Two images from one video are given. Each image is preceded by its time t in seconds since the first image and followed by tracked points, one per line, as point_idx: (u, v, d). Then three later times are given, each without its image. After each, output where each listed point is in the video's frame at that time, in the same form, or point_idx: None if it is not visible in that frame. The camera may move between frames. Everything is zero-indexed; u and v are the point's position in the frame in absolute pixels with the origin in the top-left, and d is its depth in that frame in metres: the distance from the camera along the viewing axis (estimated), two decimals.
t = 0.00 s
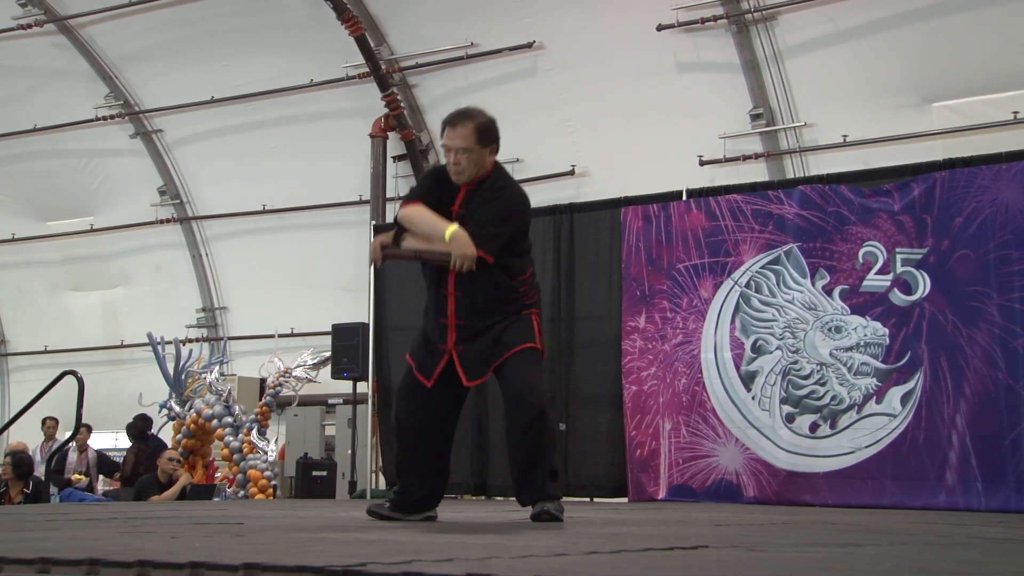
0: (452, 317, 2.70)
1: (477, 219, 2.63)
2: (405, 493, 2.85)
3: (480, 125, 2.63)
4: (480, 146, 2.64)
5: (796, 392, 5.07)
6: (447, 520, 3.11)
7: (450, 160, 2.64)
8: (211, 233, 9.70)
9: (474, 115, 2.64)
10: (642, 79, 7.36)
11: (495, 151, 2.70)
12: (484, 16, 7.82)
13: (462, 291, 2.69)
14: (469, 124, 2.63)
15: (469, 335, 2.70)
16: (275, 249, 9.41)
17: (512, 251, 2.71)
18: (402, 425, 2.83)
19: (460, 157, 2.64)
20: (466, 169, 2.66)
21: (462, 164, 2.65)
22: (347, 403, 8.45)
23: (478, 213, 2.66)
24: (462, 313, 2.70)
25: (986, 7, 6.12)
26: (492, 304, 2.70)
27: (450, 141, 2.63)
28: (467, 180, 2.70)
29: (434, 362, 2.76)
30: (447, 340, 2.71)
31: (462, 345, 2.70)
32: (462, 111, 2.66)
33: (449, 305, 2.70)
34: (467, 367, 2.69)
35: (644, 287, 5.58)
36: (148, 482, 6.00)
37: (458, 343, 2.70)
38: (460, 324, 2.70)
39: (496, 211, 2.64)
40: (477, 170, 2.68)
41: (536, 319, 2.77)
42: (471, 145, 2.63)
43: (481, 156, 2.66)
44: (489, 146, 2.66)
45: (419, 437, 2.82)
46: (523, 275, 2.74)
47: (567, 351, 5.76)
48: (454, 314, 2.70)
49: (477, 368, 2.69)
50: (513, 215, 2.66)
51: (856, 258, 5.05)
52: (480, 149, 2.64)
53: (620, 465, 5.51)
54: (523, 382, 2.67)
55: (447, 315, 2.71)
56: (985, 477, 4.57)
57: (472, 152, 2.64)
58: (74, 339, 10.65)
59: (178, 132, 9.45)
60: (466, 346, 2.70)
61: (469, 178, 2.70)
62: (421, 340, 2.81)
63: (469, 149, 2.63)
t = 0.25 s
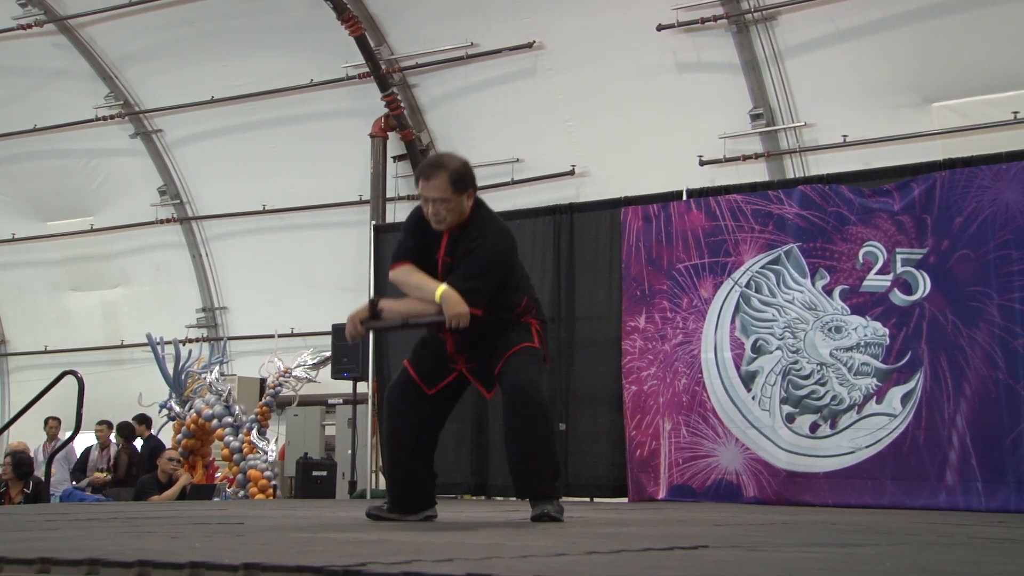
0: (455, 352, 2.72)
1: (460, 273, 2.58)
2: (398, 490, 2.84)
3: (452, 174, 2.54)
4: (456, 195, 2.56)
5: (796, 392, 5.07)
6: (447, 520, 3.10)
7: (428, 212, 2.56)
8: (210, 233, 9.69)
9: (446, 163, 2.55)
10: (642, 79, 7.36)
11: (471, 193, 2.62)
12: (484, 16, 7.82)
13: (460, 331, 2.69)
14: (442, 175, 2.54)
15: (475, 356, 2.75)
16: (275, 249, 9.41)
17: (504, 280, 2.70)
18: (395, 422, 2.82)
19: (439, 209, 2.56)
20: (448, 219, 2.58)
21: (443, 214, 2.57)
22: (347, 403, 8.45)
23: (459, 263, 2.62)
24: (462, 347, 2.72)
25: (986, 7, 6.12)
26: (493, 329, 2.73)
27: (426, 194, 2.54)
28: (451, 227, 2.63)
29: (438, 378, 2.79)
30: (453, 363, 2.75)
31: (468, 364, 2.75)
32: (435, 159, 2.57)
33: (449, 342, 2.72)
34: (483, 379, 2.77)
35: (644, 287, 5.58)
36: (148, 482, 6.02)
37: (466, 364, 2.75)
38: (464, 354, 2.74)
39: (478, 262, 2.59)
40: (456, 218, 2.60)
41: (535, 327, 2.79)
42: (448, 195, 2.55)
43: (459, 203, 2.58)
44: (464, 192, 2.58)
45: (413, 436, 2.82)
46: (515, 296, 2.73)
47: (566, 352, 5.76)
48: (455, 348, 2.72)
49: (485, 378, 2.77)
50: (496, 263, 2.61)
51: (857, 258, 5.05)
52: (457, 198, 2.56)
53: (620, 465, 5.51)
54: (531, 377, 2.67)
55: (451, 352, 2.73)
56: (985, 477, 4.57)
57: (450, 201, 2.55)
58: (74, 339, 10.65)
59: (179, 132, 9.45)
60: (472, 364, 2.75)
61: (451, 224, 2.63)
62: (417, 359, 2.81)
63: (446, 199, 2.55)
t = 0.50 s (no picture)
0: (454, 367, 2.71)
1: (454, 309, 2.60)
2: (400, 491, 2.84)
3: (440, 214, 2.54)
4: (445, 233, 2.56)
5: (796, 392, 5.07)
6: (447, 521, 3.10)
7: (419, 251, 2.57)
8: (211, 233, 9.69)
9: (433, 202, 2.54)
10: (642, 79, 7.36)
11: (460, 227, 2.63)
12: (484, 16, 7.82)
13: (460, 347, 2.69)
14: (430, 214, 2.54)
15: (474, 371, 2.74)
16: (275, 248, 9.41)
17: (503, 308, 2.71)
18: (393, 421, 2.83)
19: (429, 247, 2.56)
20: (440, 255, 2.60)
21: (434, 252, 2.58)
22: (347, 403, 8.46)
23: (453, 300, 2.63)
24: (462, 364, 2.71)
25: (987, 7, 6.11)
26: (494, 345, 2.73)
27: (415, 235, 2.55)
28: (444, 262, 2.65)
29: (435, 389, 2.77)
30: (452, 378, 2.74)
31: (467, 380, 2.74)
32: (422, 197, 2.56)
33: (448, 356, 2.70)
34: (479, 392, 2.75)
35: (644, 288, 5.57)
36: (148, 482, 6.02)
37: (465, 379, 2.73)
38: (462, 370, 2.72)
39: (472, 298, 2.60)
40: (447, 254, 2.61)
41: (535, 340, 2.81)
42: (437, 232, 2.55)
43: (450, 239, 2.59)
44: (453, 229, 2.58)
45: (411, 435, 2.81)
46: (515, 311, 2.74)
47: (566, 352, 5.76)
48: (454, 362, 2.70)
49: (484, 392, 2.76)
50: (489, 298, 2.62)
51: (857, 258, 5.05)
52: (446, 237, 2.56)
53: (620, 464, 5.51)
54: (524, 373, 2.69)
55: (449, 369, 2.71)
56: (985, 477, 4.57)
57: (440, 238, 2.56)
58: (74, 339, 10.65)
59: (179, 132, 9.45)
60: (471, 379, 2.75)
61: (444, 260, 2.64)
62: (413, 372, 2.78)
63: (435, 238, 2.55)
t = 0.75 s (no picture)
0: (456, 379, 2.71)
1: (455, 323, 2.60)
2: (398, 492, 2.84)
3: (439, 228, 2.54)
4: (444, 247, 2.56)
5: (796, 392, 5.07)
6: (447, 521, 3.10)
7: (419, 264, 2.57)
8: (211, 233, 9.69)
9: (431, 216, 2.54)
10: (642, 78, 7.36)
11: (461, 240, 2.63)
12: (484, 16, 7.82)
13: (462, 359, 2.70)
14: (429, 228, 2.53)
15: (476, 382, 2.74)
16: (275, 248, 9.41)
17: (504, 321, 2.73)
18: (392, 420, 2.83)
19: (429, 261, 2.57)
20: (440, 268, 2.60)
21: (435, 265, 2.59)
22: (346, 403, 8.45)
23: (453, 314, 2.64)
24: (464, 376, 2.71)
25: (987, 7, 6.11)
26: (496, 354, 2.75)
27: (414, 249, 2.55)
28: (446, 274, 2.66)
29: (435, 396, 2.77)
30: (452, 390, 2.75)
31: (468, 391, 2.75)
32: (421, 210, 2.56)
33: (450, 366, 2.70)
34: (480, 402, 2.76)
35: (644, 288, 5.57)
36: (149, 482, 6.02)
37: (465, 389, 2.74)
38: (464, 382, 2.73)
39: (472, 313, 2.60)
40: (447, 267, 2.62)
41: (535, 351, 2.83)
42: (437, 246, 2.56)
43: (450, 252, 2.59)
44: (452, 243, 2.58)
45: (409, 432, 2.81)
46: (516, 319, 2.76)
47: (566, 352, 5.76)
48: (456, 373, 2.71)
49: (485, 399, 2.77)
50: (490, 312, 2.62)
51: (857, 258, 5.04)
52: (444, 250, 2.57)
53: (620, 464, 5.51)
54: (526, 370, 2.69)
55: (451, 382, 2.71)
56: (986, 477, 4.57)
57: (440, 252, 2.56)
58: (74, 339, 10.65)
59: (179, 132, 9.45)
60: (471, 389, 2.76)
61: (445, 272, 2.65)
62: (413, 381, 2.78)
63: (435, 252, 2.56)
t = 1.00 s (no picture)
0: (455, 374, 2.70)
1: (457, 315, 2.60)
2: (398, 490, 2.84)
3: (443, 219, 2.56)
4: (446, 238, 2.57)
5: (796, 392, 5.07)
6: (447, 521, 3.10)
7: (422, 255, 2.59)
8: (211, 233, 9.69)
9: (435, 207, 2.56)
10: (642, 78, 7.36)
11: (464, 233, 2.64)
12: (484, 16, 7.82)
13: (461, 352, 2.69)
14: (432, 219, 2.56)
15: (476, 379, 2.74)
16: (275, 248, 9.41)
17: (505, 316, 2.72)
18: (391, 418, 2.83)
19: (432, 252, 2.58)
20: (444, 260, 2.61)
21: (438, 257, 2.60)
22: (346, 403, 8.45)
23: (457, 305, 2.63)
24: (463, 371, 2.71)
25: (987, 7, 6.11)
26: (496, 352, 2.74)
27: (418, 240, 2.57)
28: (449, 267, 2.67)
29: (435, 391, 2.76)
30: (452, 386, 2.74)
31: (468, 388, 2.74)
32: (425, 202, 2.58)
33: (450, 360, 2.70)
34: (480, 398, 2.75)
35: (644, 288, 5.57)
36: (149, 482, 6.01)
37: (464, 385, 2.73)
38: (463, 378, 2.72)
39: (475, 304, 2.60)
40: (449, 260, 2.63)
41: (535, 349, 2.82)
42: (440, 237, 2.57)
43: (454, 244, 2.60)
44: (455, 236, 2.59)
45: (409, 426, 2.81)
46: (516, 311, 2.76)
47: (566, 352, 5.76)
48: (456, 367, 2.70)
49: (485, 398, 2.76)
50: (492, 304, 2.61)
51: (857, 258, 5.04)
52: (447, 242, 2.58)
53: (620, 464, 5.51)
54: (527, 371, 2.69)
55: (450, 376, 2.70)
56: (986, 477, 4.57)
57: (443, 243, 2.58)
58: (74, 340, 10.66)
59: (179, 132, 9.45)
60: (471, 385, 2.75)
61: (448, 265, 2.65)
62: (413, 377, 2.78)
63: (438, 243, 2.57)
